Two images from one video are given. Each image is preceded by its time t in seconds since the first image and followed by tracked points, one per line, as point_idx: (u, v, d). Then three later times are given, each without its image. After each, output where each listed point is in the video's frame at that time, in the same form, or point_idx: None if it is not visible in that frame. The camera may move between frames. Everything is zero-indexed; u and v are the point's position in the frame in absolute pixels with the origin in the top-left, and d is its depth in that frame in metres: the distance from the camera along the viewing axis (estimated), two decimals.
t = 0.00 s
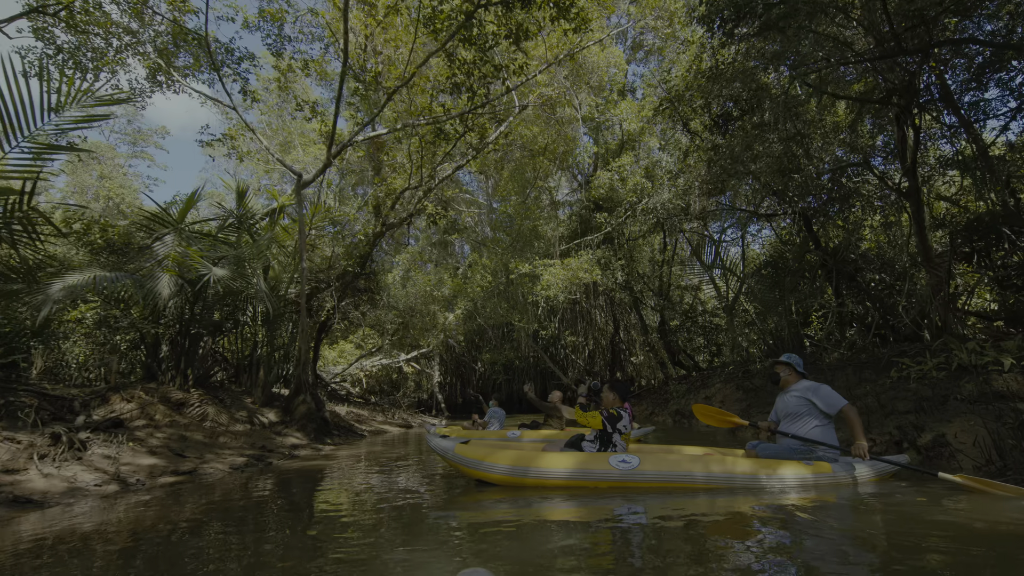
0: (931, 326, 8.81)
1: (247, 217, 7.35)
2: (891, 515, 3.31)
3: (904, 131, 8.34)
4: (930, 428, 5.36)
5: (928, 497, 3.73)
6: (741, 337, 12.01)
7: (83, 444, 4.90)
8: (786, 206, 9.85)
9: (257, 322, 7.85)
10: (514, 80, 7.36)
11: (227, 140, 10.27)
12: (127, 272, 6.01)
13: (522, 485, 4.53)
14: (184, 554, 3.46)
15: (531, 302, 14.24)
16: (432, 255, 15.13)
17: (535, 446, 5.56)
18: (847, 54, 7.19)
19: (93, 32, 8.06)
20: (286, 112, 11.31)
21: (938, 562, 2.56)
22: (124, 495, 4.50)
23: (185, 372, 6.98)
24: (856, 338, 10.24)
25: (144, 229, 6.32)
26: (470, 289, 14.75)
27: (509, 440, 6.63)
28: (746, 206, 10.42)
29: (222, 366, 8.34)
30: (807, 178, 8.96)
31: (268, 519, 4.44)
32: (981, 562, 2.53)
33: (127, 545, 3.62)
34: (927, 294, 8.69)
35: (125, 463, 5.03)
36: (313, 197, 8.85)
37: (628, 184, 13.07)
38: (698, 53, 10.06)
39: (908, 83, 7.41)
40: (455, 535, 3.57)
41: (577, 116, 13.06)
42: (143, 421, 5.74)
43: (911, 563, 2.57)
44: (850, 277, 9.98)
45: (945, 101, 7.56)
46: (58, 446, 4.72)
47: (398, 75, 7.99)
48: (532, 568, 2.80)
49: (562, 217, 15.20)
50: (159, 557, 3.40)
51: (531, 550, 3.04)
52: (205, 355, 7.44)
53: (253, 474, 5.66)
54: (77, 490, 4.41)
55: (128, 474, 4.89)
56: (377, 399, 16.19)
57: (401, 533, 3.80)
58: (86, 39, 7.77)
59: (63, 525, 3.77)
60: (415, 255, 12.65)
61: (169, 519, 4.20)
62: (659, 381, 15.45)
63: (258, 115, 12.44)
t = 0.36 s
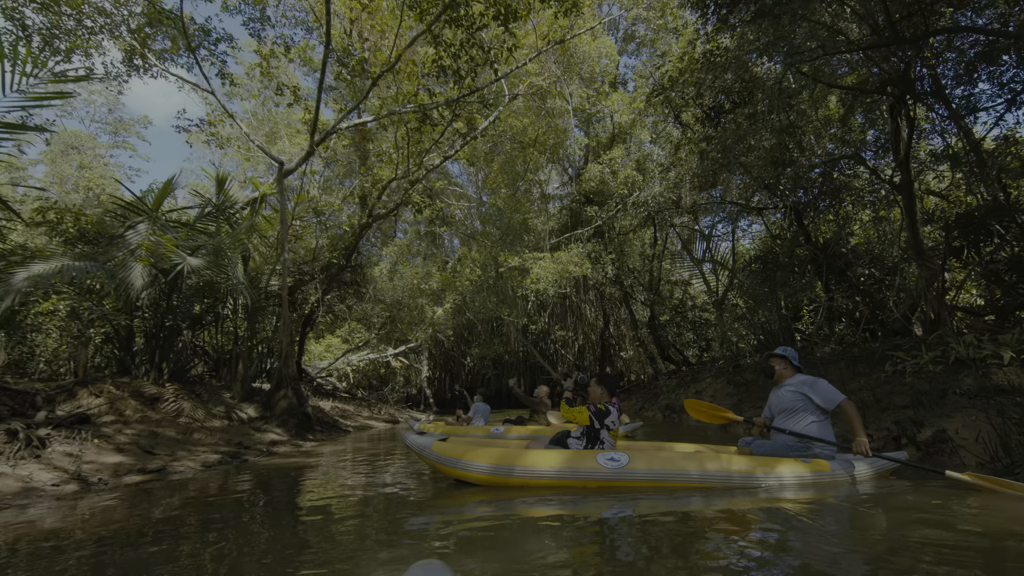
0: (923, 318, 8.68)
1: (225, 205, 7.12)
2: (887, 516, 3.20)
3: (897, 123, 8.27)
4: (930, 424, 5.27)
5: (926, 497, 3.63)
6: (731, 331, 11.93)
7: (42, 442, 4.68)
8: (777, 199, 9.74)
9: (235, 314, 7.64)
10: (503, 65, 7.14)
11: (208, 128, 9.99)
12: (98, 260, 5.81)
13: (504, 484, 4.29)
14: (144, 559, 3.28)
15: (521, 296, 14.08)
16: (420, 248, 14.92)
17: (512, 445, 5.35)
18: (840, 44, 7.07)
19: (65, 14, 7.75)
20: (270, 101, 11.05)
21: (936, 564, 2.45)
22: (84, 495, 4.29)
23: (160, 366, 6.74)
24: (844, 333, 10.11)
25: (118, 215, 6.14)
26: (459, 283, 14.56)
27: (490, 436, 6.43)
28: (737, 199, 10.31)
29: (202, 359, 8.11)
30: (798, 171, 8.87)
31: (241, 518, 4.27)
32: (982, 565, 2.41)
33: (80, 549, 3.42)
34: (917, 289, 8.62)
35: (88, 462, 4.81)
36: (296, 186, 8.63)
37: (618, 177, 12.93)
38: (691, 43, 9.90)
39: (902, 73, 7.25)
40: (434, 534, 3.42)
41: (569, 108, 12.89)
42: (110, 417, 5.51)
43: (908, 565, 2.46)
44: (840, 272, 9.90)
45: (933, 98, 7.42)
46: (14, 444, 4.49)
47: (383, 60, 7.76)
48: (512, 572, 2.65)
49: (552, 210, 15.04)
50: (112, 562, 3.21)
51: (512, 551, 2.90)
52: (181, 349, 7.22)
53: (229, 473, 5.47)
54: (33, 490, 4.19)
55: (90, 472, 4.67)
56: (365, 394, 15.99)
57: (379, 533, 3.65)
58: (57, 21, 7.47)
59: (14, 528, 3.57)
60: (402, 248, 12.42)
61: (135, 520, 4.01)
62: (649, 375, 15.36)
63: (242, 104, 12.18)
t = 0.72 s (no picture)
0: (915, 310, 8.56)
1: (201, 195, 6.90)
2: (888, 515, 3.10)
3: (888, 115, 8.20)
4: (931, 416, 5.15)
5: (926, 493, 3.56)
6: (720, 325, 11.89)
7: None
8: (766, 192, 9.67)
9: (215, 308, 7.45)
10: (491, 51, 6.96)
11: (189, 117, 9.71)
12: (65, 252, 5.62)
13: (488, 484, 4.08)
14: (111, 566, 3.11)
15: (510, 289, 13.93)
16: (408, 241, 14.71)
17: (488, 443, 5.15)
18: (832, 31, 6.95)
19: None
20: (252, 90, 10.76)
21: (944, 567, 2.35)
22: (42, 498, 4.08)
23: (133, 361, 6.54)
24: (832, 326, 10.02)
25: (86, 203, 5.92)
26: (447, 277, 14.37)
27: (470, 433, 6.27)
28: (728, 191, 10.23)
29: (180, 354, 7.90)
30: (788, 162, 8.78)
31: (218, 520, 4.10)
32: (983, 568, 2.32)
33: (31, 556, 3.22)
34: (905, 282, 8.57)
35: (48, 463, 4.59)
36: (277, 176, 8.39)
37: (608, 169, 12.79)
38: (682, 33, 9.75)
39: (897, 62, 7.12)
40: (420, 534, 3.28)
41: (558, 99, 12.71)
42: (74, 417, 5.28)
43: (914, 567, 2.36)
44: (829, 265, 9.85)
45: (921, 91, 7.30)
46: None
47: (368, 46, 7.54)
48: None
49: (542, 204, 14.91)
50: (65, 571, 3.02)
51: (494, 556, 2.77)
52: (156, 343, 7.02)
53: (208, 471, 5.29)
54: None
55: (51, 474, 4.46)
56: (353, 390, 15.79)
57: (362, 532, 3.50)
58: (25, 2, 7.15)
59: None
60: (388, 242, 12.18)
61: (106, 524, 3.83)
62: (638, 369, 15.31)
63: (224, 93, 11.87)
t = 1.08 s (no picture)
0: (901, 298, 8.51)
1: (170, 176, 6.65)
2: (885, 511, 3.03)
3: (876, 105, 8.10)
4: (924, 404, 5.38)
5: (923, 484, 3.50)
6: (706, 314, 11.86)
7: None
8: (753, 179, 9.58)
9: (187, 293, 7.24)
10: (477, 28, 6.71)
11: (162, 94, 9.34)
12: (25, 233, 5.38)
13: (466, 476, 3.91)
14: (73, 562, 2.93)
15: (495, 276, 13.78)
16: (392, 227, 14.46)
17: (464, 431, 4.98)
18: (822, 13, 6.79)
19: None
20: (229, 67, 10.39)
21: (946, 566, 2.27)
22: None
23: (101, 347, 6.34)
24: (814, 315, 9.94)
25: (45, 181, 5.65)
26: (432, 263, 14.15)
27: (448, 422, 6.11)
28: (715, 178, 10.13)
29: (151, 339, 7.66)
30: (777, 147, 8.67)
31: (191, 511, 3.93)
32: (977, 567, 2.23)
33: None
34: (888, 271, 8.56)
35: (2, 454, 4.37)
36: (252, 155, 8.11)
37: (596, 155, 12.62)
38: (672, 15, 9.56)
39: (889, 45, 6.99)
40: (403, 526, 3.14)
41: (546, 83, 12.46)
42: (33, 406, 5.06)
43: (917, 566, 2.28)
44: (814, 253, 9.82)
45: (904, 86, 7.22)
46: None
47: (347, 20, 7.24)
48: None
49: (528, 190, 14.71)
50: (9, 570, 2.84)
51: (471, 553, 2.64)
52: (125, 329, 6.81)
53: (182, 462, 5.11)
54: None
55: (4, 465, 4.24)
56: (335, 377, 15.58)
57: (341, 524, 3.35)
58: None
59: None
60: (371, 227, 11.91)
61: (70, 520, 3.64)
62: (623, 356, 15.29)
63: (200, 71, 11.46)
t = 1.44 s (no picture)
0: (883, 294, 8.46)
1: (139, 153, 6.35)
2: (877, 510, 2.98)
3: (863, 98, 8.02)
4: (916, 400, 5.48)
5: (913, 481, 3.46)
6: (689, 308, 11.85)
7: None
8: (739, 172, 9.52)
9: (156, 278, 6.96)
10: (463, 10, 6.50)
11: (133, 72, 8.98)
12: None
13: (442, 475, 3.69)
14: (31, 559, 2.77)
15: (478, 268, 13.61)
16: (374, 216, 14.20)
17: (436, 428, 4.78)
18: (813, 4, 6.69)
19: None
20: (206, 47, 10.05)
21: (946, 566, 2.21)
22: None
23: (63, 335, 6.00)
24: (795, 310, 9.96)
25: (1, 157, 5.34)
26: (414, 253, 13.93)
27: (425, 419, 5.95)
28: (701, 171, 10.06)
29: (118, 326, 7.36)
30: (764, 140, 8.61)
31: (161, 506, 3.77)
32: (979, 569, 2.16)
33: None
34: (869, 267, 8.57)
35: None
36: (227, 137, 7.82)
37: (582, 146, 12.50)
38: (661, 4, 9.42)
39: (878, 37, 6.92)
40: (385, 521, 3.02)
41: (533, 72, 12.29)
42: None
43: (916, 566, 2.21)
44: (797, 248, 9.82)
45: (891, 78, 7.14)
46: None
47: None
48: None
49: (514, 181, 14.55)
50: None
51: (454, 552, 2.51)
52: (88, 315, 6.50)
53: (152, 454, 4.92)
54: None
55: None
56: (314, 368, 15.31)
57: (319, 519, 3.22)
58: None
59: None
60: (352, 215, 11.65)
61: (31, 514, 3.45)
62: (606, 350, 15.26)
63: (176, 51, 11.09)
